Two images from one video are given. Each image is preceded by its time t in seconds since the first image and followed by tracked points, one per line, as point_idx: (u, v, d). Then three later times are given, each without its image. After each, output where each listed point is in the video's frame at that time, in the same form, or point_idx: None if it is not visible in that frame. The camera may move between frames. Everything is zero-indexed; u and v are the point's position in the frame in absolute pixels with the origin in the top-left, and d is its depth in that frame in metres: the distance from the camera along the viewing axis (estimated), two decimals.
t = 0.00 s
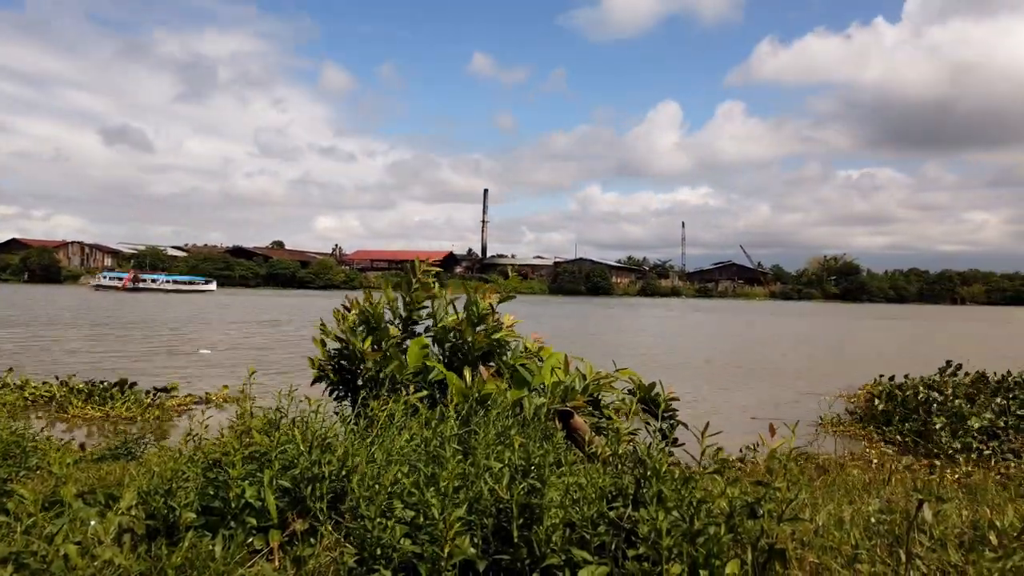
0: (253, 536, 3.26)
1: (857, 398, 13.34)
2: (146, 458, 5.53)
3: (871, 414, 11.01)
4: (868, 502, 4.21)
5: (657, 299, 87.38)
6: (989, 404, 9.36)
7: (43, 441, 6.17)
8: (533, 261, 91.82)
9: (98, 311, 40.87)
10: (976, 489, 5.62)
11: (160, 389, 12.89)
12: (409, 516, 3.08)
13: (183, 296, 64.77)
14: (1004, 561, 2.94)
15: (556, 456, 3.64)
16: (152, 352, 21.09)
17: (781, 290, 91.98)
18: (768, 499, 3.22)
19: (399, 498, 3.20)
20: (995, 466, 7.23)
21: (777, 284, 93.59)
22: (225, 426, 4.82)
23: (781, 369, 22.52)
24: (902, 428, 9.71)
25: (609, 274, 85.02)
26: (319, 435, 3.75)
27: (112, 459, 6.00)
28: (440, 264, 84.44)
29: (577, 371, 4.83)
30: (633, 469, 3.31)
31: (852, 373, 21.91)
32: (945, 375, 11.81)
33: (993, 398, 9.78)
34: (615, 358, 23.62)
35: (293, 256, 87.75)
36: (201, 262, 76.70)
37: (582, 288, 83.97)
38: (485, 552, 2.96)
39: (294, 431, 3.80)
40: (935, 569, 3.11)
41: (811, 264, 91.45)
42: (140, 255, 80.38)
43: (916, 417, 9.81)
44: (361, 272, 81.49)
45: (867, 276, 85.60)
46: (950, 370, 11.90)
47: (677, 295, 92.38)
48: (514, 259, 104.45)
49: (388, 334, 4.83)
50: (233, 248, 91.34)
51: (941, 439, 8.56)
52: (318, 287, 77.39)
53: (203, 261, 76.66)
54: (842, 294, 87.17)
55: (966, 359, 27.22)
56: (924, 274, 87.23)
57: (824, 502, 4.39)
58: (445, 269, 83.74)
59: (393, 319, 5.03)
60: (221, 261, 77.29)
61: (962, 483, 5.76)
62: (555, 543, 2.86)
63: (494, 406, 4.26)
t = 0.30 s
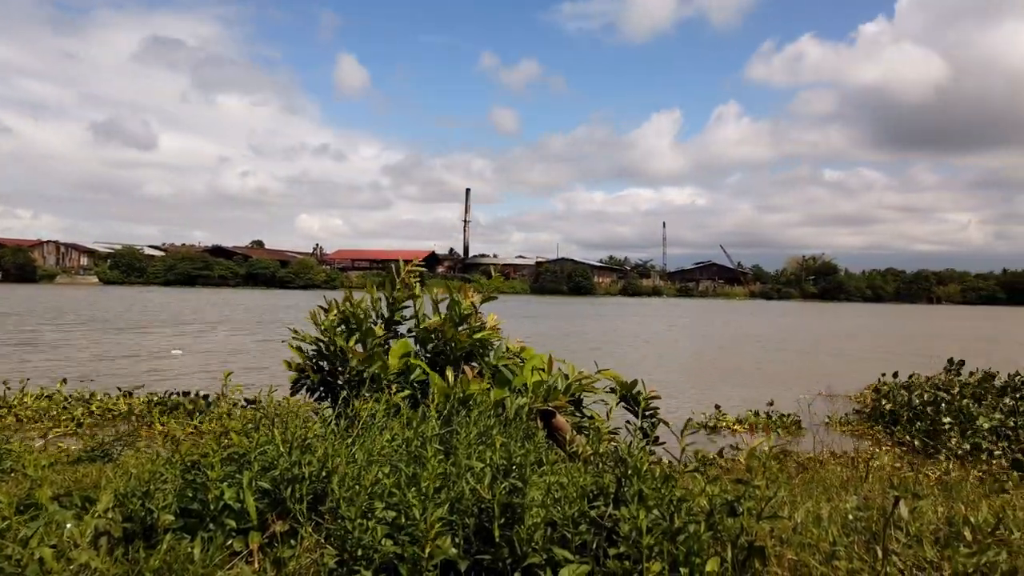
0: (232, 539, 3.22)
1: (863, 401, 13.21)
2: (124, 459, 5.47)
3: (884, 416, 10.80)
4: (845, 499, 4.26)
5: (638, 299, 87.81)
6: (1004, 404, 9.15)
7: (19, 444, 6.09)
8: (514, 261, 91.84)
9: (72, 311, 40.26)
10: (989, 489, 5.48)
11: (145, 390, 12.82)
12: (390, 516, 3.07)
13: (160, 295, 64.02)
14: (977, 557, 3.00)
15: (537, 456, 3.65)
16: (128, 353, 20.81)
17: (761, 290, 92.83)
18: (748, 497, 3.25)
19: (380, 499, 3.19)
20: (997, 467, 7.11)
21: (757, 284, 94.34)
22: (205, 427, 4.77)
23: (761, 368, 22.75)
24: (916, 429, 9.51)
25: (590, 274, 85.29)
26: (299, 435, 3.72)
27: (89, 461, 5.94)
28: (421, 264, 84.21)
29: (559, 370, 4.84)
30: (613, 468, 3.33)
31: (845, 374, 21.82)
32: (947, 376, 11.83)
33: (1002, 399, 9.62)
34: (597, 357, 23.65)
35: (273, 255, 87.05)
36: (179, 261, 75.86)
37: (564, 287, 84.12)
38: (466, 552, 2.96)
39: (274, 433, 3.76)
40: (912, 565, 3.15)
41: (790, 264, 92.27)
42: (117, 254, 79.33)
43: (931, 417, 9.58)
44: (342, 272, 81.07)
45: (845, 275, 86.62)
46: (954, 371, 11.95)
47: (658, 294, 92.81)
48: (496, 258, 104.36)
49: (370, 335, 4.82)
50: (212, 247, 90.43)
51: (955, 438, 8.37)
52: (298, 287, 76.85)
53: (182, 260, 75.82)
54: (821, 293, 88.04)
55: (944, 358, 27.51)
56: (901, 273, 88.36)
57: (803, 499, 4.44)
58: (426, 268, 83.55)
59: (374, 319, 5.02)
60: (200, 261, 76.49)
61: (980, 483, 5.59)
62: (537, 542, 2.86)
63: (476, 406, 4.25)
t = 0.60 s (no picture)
0: (211, 540, 3.20)
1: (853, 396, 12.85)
2: (101, 460, 5.41)
3: (880, 414, 10.45)
4: (824, 496, 4.30)
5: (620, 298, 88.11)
6: (1005, 401, 8.82)
7: None
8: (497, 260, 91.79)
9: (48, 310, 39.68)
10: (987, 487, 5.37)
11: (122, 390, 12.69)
12: (371, 516, 3.06)
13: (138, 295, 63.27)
14: (952, 553, 3.03)
15: (520, 455, 3.65)
16: (103, 353, 20.53)
17: (742, 289, 93.53)
18: (728, 494, 3.27)
19: (362, 499, 3.18)
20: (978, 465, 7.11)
21: (737, 283, 94.99)
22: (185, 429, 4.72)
23: (741, 366, 22.94)
24: (916, 428, 9.21)
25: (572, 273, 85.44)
26: (280, 435, 3.70)
27: (65, 462, 5.87)
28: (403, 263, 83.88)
29: (541, 369, 4.83)
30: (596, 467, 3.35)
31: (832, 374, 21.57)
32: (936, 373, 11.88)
33: (987, 393, 9.64)
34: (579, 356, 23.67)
35: (253, 254, 86.32)
36: (157, 260, 75.01)
37: (547, 286, 84.19)
38: (448, 551, 2.95)
39: (254, 433, 3.73)
40: (888, 561, 3.19)
41: (769, 262, 93.05)
42: (93, 253, 78.28)
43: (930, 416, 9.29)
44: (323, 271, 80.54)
45: (824, 274, 87.48)
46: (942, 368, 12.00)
47: (639, 293, 93.15)
48: (478, 257, 104.22)
49: (351, 333, 4.79)
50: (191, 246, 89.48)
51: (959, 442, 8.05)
52: (279, 286, 76.26)
53: (160, 259, 74.98)
54: (800, 292, 88.84)
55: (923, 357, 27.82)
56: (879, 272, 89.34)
57: (782, 496, 4.49)
58: (408, 268, 83.27)
59: (356, 318, 5.01)
60: (179, 260, 75.66)
61: (987, 483, 5.40)
62: (519, 542, 2.85)
63: (458, 406, 4.25)
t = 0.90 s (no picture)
0: (190, 542, 3.16)
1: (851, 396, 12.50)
2: (73, 463, 5.33)
3: (883, 416, 10.10)
4: (802, 494, 4.34)
5: (602, 297, 88.40)
6: (983, 399, 8.96)
7: None
8: (479, 259, 91.74)
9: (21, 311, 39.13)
10: (971, 489, 5.33)
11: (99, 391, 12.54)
12: (353, 517, 3.05)
13: (115, 294, 62.52)
14: (927, 548, 3.07)
15: (502, 454, 3.65)
16: (79, 353, 20.29)
17: (722, 289, 94.18)
18: (708, 492, 3.30)
19: (343, 499, 3.17)
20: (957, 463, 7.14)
21: (718, 283, 95.65)
22: (159, 431, 4.66)
23: (721, 365, 23.13)
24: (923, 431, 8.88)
25: (554, 272, 85.59)
26: (260, 436, 3.67)
27: (38, 465, 5.79)
28: (385, 263, 83.61)
29: (522, 368, 4.83)
30: (578, 466, 3.37)
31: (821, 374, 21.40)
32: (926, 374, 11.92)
33: (967, 389, 9.77)
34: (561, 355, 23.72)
35: (233, 254, 85.66)
36: (135, 259, 74.18)
37: (529, 286, 84.24)
38: (430, 552, 2.95)
39: (232, 434, 3.70)
40: (866, 558, 3.22)
41: (750, 262, 93.80)
42: (70, 252, 77.23)
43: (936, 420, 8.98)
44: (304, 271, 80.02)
45: (803, 274, 88.34)
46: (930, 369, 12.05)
47: (621, 293, 93.51)
48: (460, 257, 104.14)
49: (330, 334, 4.76)
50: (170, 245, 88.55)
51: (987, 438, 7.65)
52: (259, 286, 75.71)
53: (138, 258, 74.15)
54: (780, 292, 89.63)
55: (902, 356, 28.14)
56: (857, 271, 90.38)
57: (761, 494, 4.53)
58: (390, 267, 82.96)
59: (330, 318, 4.98)
60: (157, 259, 74.88)
61: (973, 484, 5.40)
62: (501, 541, 2.85)
63: (440, 406, 4.23)
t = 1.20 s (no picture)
0: (169, 545, 3.12)
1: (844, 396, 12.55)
2: (51, 465, 5.27)
3: (878, 414, 10.15)
4: (783, 492, 4.38)
5: (584, 297, 88.67)
6: (964, 399, 9.09)
7: None
8: (462, 259, 91.63)
9: None
10: (948, 485, 5.42)
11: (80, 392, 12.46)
12: (336, 517, 3.03)
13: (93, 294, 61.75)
14: (906, 543, 3.09)
15: (484, 453, 3.65)
16: (57, 354, 20.06)
17: (704, 288, 94.77)
18: (690, 491, 3.32)
19: (325, 500, 3.15)
20: (935, 460, 7.26)
21: (699, 282, 96.29)
22: (139, 432, 4.61)
23: (704, 364, 23.29)
24: (917, 429, 8.93)
25: (537, 272, 85.70)
26: (240, 436, 3.64)
27: (16, 466, 5.73)
28: (367, 263, 83.36)
29: (506, 368, 4.83)
30: (560, 465, 3.37)
31: (809, 373, 21.50)
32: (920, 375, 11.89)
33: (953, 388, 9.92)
34: (544, 354, 23.81)
35: (214, 253, 84.97)
36: (114, 259, 73.33)
37: (512, 286, 84.27)
38: (413, 552, 2.94)
39: (213, 435, 3.66)
40: (845, 553, 3.27)
41: (731, 262, 94.46)
42: (46, 251, 76.24)
43: (931, 418, 9.03)
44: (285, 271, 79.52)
45: (783, 274, 89.13)
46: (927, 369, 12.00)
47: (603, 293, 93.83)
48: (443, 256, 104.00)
49: (312, 334, 4.73)
50: (149, 243, 87.73)
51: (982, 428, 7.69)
52: (240, 285, 75.10)
53: (116, 258, 73.31)
54: (760, 291, 90.42)
55: (881, 356, 28.44)
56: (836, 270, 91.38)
57: (743, 492, 4.57)
58: (372, 267, 82.66)
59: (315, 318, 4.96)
60: (136, 258, 74.06)
61: (950, 481, 5.47)
62: (483, 541, 2.85)
63: (423, 405, 4.22)
